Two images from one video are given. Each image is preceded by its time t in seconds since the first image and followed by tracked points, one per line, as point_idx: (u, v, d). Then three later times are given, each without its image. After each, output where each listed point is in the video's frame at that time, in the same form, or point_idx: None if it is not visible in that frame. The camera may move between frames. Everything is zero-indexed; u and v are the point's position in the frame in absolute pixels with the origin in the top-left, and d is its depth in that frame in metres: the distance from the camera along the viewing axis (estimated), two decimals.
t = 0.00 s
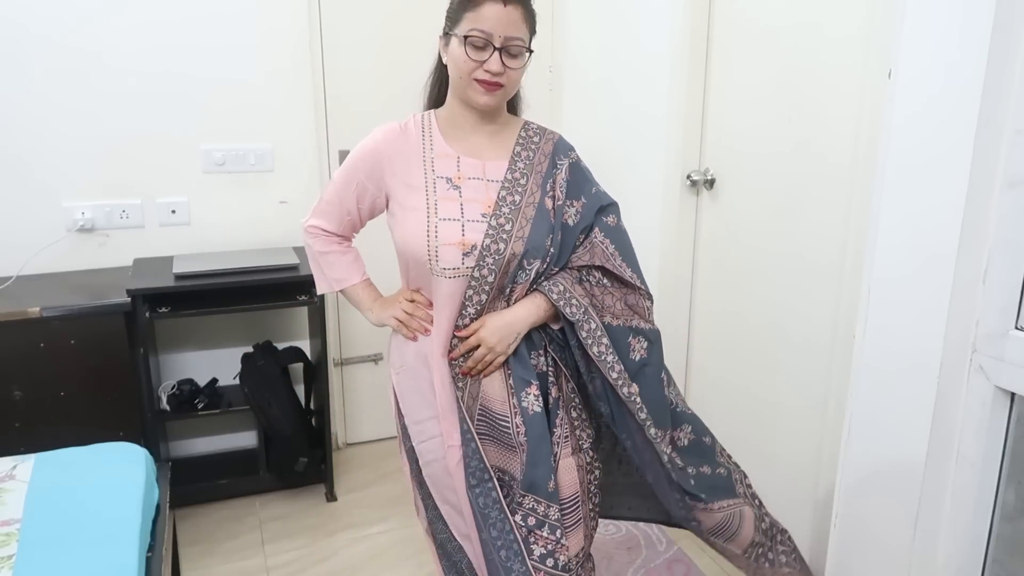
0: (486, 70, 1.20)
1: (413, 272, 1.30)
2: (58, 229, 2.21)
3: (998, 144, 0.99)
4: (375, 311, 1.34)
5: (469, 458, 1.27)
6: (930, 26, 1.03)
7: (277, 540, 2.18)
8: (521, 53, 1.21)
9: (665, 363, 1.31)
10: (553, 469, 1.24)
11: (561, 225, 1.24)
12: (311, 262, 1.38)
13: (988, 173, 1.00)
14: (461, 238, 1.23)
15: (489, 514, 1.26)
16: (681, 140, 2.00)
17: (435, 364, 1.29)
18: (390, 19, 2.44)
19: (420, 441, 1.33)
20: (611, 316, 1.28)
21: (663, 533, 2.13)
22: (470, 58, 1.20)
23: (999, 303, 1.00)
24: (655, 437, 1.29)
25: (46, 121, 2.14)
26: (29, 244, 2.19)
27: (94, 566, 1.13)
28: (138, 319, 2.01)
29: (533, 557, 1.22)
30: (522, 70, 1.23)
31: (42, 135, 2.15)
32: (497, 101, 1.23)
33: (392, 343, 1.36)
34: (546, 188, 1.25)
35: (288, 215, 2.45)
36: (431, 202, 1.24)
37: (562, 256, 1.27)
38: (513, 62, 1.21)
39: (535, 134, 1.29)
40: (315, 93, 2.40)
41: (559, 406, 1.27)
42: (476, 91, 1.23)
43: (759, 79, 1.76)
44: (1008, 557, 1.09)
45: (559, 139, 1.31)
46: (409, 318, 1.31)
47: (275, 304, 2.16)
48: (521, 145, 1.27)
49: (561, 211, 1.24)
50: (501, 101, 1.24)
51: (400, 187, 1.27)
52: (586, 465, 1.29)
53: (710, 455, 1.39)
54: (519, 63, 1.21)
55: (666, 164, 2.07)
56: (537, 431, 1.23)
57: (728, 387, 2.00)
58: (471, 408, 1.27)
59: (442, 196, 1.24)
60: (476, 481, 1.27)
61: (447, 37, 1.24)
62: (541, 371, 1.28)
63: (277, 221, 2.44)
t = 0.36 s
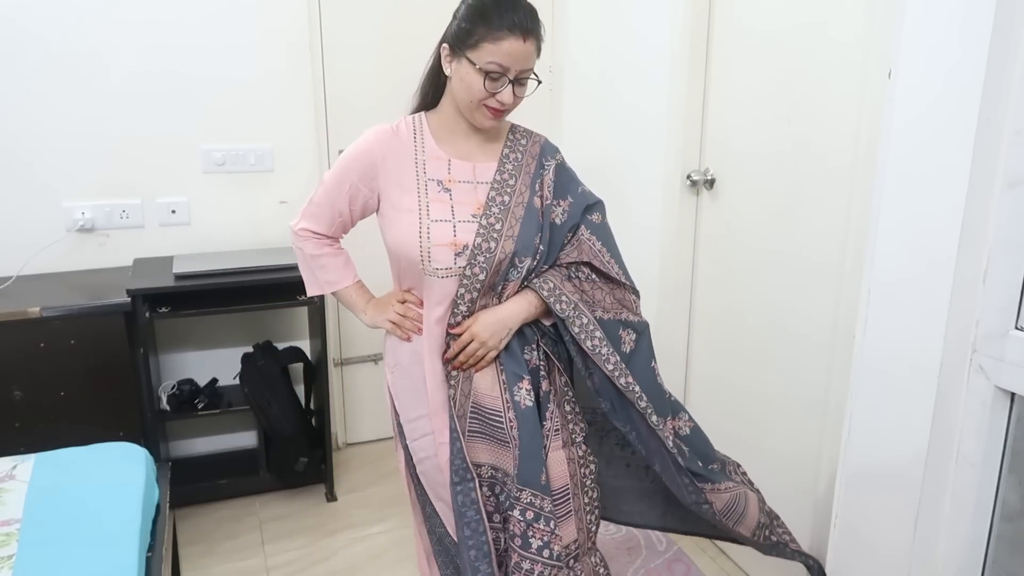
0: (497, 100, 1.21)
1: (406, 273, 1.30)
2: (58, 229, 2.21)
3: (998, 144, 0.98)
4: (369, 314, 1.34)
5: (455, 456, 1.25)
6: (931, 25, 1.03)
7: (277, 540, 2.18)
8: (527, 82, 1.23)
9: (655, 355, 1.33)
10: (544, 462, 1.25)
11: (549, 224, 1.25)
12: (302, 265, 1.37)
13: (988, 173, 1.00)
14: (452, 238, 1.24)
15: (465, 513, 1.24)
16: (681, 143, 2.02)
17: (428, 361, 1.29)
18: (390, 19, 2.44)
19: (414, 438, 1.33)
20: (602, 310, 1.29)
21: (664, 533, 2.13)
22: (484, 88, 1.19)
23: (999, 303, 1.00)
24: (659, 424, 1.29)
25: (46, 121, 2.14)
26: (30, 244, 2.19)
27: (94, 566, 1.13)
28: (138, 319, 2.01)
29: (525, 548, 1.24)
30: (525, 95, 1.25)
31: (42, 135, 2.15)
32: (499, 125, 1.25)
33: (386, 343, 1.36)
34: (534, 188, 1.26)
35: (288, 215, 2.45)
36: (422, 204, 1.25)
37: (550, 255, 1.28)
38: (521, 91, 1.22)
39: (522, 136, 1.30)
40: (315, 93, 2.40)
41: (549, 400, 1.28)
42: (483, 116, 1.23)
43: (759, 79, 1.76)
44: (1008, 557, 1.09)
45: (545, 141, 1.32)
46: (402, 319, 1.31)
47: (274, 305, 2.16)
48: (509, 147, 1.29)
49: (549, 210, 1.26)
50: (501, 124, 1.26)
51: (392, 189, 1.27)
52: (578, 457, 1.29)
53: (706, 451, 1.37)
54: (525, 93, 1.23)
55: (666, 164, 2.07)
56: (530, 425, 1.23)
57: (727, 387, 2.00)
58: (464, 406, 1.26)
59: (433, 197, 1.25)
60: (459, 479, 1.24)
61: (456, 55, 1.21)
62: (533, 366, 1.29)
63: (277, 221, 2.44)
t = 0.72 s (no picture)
0: (493, 98, 1.20)
1: (405, 272, 1.30)
2: (58, 229, 2.21)
3: (998, 143, 0.98)
4: (370, 314, 1.35)
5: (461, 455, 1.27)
6: (930, 25, 1.03)
7: (277, 540, 2.18)
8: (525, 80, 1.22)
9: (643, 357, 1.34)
10: (542, 459, 1.25)
11: (547, 222, 1.25)
12: (303, 266, 1.37)
13: (988, 172, 1.00)
14: (449, 237, 1.24)
15: (472, 510, 1.26)
16: (681, 144, 2.03)
17: (428, 359, 1.29)
18: (390, 19, 2.44)
19: (414, 437, 1.33)
20: (596, 310, 1.30)
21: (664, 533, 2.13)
22: (480, 87, 1.19)
23: (1000, 303, 1.00)
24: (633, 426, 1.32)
25: (45, 121, 2.14)
26: (29, 244, 2.19)
27: (94, 565, 1.13)
28: (138, 319, 2.01)
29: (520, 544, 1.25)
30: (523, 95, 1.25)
31: (42, 135, 2.15)
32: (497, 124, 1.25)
33: (387, 344, 1.36)
34: (531, 186, 1.26)
35: (287, 215, 2.45)
36: (420, 203, 1.25)
37: (548, 252, 1.28)
38: (519, 90, 1.22)
39: (518, 135, 1.30)
40: (315, 93, 2.40)
41: (549, 397, 1.28)
42: (480, 115, 1.23)
43: (759, 79, 1.76)
44: (1008, 557, 1.09)
45: (542, 140, 1.32)
46: (402, 318, 1.31)
47: (274, 305, 2.17)
48: (505, 146, 1.28)
49: (547, 208, 1.25)
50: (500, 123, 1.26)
51: (390, 189, 1.27)
52: (577, 454, 1.28)
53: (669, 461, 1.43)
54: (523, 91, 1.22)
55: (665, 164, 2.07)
56: (529, 421, 1.24)
57: (727, 387, 2.00)
58: (465, 402, 1.27)
59: (430, 197, 1.25)
60: (466, 476, 1.26)
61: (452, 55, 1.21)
62: (533, 364, 1.28)
63: (276, 221, 2.44)
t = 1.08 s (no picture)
0: (487, 75, 1.20)
1: (406, 273, 1.30)
2: (58, 229, 2.21)
3: (998, 143, 0.98)
4: (371, 315, 1.35)
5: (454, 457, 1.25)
6: (930, 25, 1.04)
7: (277, 540, 2.18)
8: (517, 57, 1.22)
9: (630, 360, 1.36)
10: (541, 460, 1.25)
11: (549, 221, 1.25)
12: (305, 268, 1.37)
13: (988, 172, 0.99)
14: (451, 236, 1.24)
15: (462, 512, 1.25)
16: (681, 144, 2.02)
17: (430, 360, 1.28)
18: (390, 19, 2.44)
19: (415, 437, 1.33)
20: (592, 312, 1.31)
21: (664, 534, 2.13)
22: (471, 64, 1.19)
23: (999, 303, 1.00)
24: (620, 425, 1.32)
25: (45, 121, 2.14)
26: (29, 244, 2.19)
27: (94, 566, 1.13)
28: (138, 319, 2.01)
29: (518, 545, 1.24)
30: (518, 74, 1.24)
31: (42, 135, 2.14)
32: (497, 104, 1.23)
33: (388, 344, 1.36)
34: (533, 186, 1.26)
35: (288, 214, 2.45)
36: (421, 203, 1.25)
37: (550, 251, 1.27)
38: (512, 66, 1.21)
39: (519, 135, 1.30)
40: (315, 93, 2.40)
41: (549, 399, 1.28)
42: (478, 97, 1.22)
43: (758, 79, 1.76)
44: (1008, 557, 1.09)
45: (543, 139, 1.31)
46: (403, 319, 1.31)
47: (275, 305, 2.17)
48: (507, 145, 1.28)
49: (548, 208, 1.25)
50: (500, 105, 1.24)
51: (391, 189, 1.27)
52: (577, 454, 1.29)
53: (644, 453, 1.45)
54: (516, 67, 1.22)
55: (665, 164, 2.07)
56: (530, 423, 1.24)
57: (727, 387, 2.00)
58: (465, 404, 1.27)
59: (431, 197, 1.25)
60: (459, 478, 1.25)
61: (441, 44, 1.23)
62: (533, 365, 1.28)
63: (277, 221, 2.44)
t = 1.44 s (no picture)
0: (478, 74, 1.20)
1: (405, 272, 1.30)
2: (58, 229, 2.21)
3: (998, 143, 0.98)
4: (372, 316, 1.35)
5: (463, 451, 1.25)
6: (930, 26, 1.04)
7: (277, 540, 2.18)
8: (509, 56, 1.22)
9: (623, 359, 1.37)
10: (543, 459, 1.26)
11: (547, 219, 1.26)
12: (305, 270, 1.37)
13: (988, 172, 0.99)
14: (449, 235, 1.23)
15: (480, 508, 1.25)
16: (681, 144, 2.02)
17: (431, 359, 1.28)
18: (390, 20, 2.44)
19: (416, 437, 1.32)
20: (589, 311, 1.32)
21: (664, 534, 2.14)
22: (462, 63, 1.20)
23: (999, 304, 1.00)
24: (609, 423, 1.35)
25: (45, 121, 2.14)
26: (29, 244, 2.19)
27: (94, 566, 1.13)
28: (138, 319, 2.01)
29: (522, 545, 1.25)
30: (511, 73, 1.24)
31: (42, 135, 2.14)
32: (489, 103, 1.23)
33: (388, 344, 1.36)
34: (531, 184, 1.26)
35: (288, 214, 2.45)
36: (419, 201, 1.24)
37: (549, 249, 1.28)
38: (504, 65, 1.21)
39: (517, 134, 1.30)
40: (315, 93, 2.40)
41: (550, 397, 1.29)
42: (469, 95, 1.22)
43: (758, 79, 1.76)
44: (1008, 558, 1.09)
45: (540, 138, 1.31)
46: (403, 319, 1.30)
47: (275, 304, 2.17)
48: (504, 144, 1.28)
49: (546, 206, 1.26)
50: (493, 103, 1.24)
51: (389, 188, 1.27)
52: (577, 453, 1.31)
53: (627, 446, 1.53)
54: (508, 66, 1.21)
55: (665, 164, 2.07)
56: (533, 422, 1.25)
57: (727, 387, 2.00)
58: (466, 403, 1.26)
59: (429, 195, 1.25)
60: (470, 475, 1.25)
61: (436, 44, 1.24)
62: (533, 364, 1.29)
63: (277, 221, 2.44)
